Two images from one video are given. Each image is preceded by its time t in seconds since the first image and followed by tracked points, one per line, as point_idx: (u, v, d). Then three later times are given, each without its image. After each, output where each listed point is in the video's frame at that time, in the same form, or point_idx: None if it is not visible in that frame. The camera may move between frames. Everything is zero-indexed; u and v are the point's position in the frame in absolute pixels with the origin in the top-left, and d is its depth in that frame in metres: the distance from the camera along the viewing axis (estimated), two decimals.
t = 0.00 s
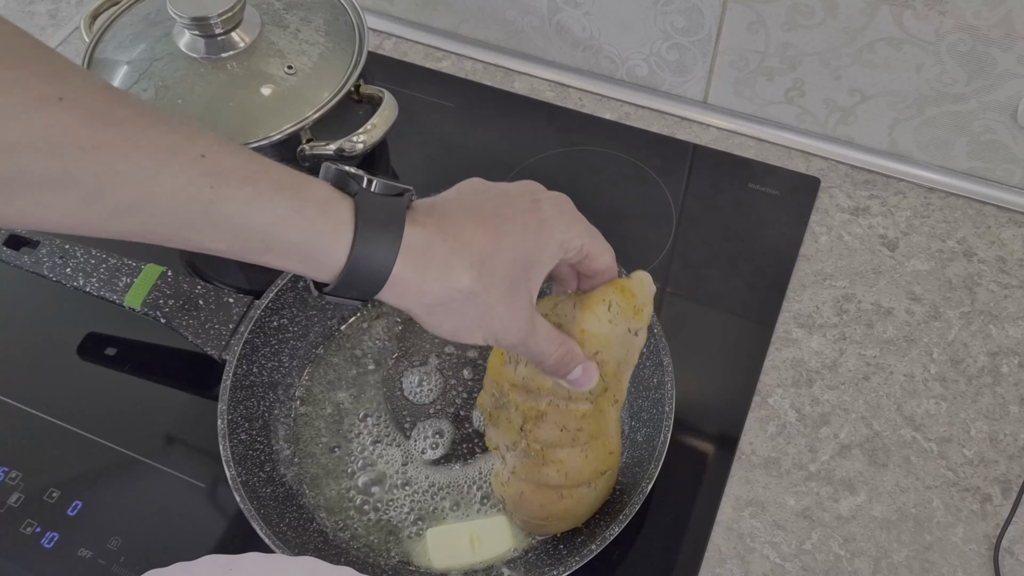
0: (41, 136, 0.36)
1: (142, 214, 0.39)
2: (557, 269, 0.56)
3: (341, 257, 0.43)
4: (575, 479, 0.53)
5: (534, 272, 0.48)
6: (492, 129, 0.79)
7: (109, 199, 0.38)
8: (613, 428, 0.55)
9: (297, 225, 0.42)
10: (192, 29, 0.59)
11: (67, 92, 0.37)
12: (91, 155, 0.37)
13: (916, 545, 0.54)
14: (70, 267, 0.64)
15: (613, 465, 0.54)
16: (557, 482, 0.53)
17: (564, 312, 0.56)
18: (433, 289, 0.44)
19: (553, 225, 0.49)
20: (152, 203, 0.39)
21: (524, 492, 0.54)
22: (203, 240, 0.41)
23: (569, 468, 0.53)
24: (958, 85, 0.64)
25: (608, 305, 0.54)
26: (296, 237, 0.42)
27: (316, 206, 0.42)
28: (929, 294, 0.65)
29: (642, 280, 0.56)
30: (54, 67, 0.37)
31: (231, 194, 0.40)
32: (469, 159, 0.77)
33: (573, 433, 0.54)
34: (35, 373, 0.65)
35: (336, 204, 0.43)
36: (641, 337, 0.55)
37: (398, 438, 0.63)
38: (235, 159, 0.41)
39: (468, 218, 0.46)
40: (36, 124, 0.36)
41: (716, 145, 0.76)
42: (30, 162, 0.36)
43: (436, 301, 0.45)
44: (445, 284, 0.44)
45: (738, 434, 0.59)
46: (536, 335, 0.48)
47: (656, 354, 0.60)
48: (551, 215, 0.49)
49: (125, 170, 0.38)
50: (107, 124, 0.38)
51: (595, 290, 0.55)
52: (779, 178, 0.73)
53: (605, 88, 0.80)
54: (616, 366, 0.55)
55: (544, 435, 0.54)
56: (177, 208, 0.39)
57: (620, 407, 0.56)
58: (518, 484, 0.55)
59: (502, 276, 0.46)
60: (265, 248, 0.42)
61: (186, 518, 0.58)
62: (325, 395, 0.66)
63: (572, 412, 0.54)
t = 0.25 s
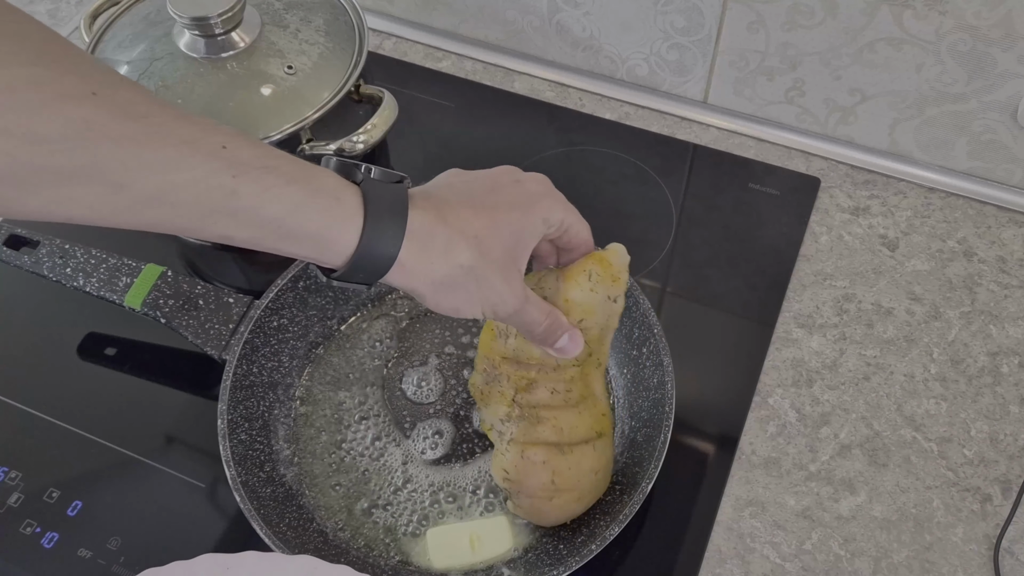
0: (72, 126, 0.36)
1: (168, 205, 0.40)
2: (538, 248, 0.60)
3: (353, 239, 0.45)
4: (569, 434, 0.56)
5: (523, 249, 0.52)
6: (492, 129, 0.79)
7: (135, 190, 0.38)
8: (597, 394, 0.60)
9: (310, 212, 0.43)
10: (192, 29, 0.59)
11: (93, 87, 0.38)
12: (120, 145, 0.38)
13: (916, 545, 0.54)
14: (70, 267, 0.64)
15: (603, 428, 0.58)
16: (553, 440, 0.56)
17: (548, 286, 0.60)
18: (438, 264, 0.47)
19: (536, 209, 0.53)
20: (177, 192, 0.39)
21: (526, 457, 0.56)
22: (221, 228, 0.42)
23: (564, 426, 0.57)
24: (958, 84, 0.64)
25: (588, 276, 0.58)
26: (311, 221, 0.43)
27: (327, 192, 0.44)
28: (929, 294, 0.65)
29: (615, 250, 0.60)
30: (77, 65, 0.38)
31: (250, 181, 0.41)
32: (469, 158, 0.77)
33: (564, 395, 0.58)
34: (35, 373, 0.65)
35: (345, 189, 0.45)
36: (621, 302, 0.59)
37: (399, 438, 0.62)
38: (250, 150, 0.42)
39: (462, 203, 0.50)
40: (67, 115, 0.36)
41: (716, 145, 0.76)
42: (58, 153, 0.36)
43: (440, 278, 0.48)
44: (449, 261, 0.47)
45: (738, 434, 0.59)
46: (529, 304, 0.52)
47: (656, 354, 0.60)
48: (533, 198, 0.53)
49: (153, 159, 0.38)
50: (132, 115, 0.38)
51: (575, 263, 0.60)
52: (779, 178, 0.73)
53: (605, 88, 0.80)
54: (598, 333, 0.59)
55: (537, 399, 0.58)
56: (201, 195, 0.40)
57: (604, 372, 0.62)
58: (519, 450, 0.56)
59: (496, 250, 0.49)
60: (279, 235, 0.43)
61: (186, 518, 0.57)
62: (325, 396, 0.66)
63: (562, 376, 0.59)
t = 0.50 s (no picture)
0: (112, 135, 0.35)
1: (192, 214, 0.39)
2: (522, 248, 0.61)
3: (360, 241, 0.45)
4: (554, 415, 0.59)
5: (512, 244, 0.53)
6: (492, 129, 0.79)
7: (166, 198, 0.38)
8: (585, 388, 0.61)
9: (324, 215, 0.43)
10: (192, 28, 0.59)
11: (129, 94, 0.36)
12: (156, 154, 0.36)
13: (916, 545, 0.54)
14: (69, 267, 0.64)
15: (585, 418, 0.58)
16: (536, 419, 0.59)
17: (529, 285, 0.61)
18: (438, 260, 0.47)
19: (522, 209, 0.54)
20: (202, 202, 0.39)
21: (505, 439, 0.57)
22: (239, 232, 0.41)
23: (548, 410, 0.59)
24: (958, 84, 0.64)
25: (567, 275, 0.58)
26: (327, 226, 0.43)
27: (338, 196, 0.44)
28: (929, 294, 0.65)
29: (593, 252, 0.59)
30: (101, 68, 0.36)
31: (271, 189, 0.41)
32: (469, 158, 0.77)
33: (548, 382, 0.60)
34: (35, 373, 0.65)
35: (356, 193, 0.45)
36: (599, 302, 0.59)
37: (399, 438, 0.62)
38: (270, 155, 0.42)
39: (452, 202, 0.50)
40: (102, 124, 0.35)
41: (716, 145, 0.76)
42: (92, 163, 0.35)
43: (440, 273, 0.48)
44: (447, 255, 0.48)
45: (738, 434, 0.59)
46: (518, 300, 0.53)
47: (656, 355, 0.60)
48: (519, 197, 0.54)
49: (184, 168, 0.37)
50: (166, 123, 0.37)
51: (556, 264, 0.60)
52: (779, 178, 0.73)
53: (605, 88, 0.80)
54: (579, 330, 0.60)
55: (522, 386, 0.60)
56: (228, 203, 0.39)
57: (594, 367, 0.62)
58: (500, 432, 0.58)
59: (489, 247, 0.50)
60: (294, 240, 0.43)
61: (186, 518, 0.57)
62: (324, 395, 0.66)
63: (545, 368, 0.61)
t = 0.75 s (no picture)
0: (132, 138, 0.36)
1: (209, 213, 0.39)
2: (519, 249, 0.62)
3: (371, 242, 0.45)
4: (551, 406, 0.58)
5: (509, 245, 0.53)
6: (493, 129, 0.79)
7: (186, 199, 0.38)
8: (583, 387, 0.61)
9: (336, 217, 0.43)
10: (192, 29, 0.59)
11: (156, 101, 0.38)
12: (174, 157, 0.38)
13: (915, 545, 0.54)
14: (70, 267, 0.64)
15: (583, 413, 0.58)
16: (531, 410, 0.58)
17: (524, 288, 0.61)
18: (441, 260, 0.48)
19: (519, 210, 0.54)
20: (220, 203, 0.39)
21: (502, 432, 0.57)
22: (256, 234, 0.42)
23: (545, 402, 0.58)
24: (958, 85, 0.64)
25: (560, 278, 0.58)
26: (338, 227, 0.44)
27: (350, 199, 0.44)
28: (929, 295, 0.65)
29: (586, 253, 0.59)
30: (126, 78, 0.38)
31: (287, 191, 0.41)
32: (470, 159, 0.77)
33: (545, 374, 0.60)
34: (36, 373, 0.65)
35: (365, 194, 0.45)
36: (592, 302, 0.59)
37: (399, 438, 0.62)
38: (287, 161, 0.42)
39: (453, 204, 0.51)
40: (123, 127, 0.36)
41: (716, 145, 0.76)
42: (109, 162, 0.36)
43: (443, 274, 0.48)
44: (450, 255, 0.48)
45: (738, 434, 0.59)
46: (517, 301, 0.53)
47: (656, 354, 0.60)
48: (519, 199, 0.55)
49: (201, 170, 0.38)
50: (187, 128, 0.39)
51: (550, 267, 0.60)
52: (779, 178, 0.73)
53: (605, 88, 0.80)
54: (573, 327, 0.60)
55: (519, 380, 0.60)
56: (244, 205, 0.40)
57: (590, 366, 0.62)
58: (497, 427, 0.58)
59: (489, 248, 0.50)
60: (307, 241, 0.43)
61: (186, 518, 0.58)
62: (324, 395, 0.66)
63: (542, 362, 0.61)
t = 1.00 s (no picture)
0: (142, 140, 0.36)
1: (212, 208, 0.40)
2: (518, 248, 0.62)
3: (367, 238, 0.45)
4: (551, 404, 0.58)
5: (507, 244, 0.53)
6: (493, 130, 0.79)
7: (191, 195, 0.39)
8: (584, 384, 0.61)
9: (337, 213, 0.44)
10: (193, 29, 0.59)
11: (162, 96, 0.38)
12: (181, 154, 0.38)
13: (914, 544, 0.55)
14: (71, 267, 0.65)
15: (583, 412, 0.58)
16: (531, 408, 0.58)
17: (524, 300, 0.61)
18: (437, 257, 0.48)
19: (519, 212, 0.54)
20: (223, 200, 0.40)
21: (503, 432, 0.57)
22: (259, 227, 0.42)
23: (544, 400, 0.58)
24: (956, 85, 0.64)
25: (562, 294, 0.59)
26: (340, 222, 0.44)
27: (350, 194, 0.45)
28: (927, 295, 0.66)
29: (586, 267, 0.59)
30: (131, 70, 0.37)
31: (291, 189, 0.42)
32: (469, 159, 0.77)
33: (545, 370, 0.60)
34: (36, 373, 0.65)
35: (366, 190, 0.45)
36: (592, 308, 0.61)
37: (398, 437, 0.63)
38: (290, 157, 0.42)
39: (453, 204, 0.50)
40: (133, 127, 0.36)
41: (715, 145, 0.76)
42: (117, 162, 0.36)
43: (442, 273, 0.48)
44: (449, 255, 0.48)
45: (737, 433, 0.60)
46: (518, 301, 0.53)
47: (656, 354, 0.60)
48: (518, 200, 0.55)
49: (208, 167, 0.39)
50: (195, 125, 0.38)
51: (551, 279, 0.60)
52: (778, 179, 0.73)
53: (605, 89, 0.80)
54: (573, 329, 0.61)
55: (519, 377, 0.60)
56: (248, 200, 0.40)
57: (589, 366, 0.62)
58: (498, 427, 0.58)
59: (487, 247, 0.50)
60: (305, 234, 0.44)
61: (187, 517, 0.58)
62: (325, 395, 0.66)
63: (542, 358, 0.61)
